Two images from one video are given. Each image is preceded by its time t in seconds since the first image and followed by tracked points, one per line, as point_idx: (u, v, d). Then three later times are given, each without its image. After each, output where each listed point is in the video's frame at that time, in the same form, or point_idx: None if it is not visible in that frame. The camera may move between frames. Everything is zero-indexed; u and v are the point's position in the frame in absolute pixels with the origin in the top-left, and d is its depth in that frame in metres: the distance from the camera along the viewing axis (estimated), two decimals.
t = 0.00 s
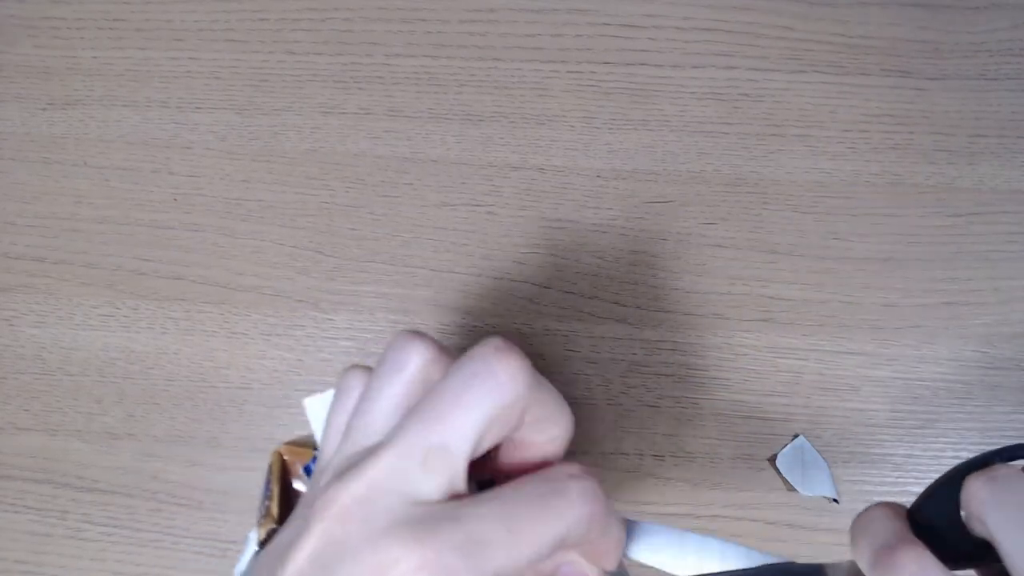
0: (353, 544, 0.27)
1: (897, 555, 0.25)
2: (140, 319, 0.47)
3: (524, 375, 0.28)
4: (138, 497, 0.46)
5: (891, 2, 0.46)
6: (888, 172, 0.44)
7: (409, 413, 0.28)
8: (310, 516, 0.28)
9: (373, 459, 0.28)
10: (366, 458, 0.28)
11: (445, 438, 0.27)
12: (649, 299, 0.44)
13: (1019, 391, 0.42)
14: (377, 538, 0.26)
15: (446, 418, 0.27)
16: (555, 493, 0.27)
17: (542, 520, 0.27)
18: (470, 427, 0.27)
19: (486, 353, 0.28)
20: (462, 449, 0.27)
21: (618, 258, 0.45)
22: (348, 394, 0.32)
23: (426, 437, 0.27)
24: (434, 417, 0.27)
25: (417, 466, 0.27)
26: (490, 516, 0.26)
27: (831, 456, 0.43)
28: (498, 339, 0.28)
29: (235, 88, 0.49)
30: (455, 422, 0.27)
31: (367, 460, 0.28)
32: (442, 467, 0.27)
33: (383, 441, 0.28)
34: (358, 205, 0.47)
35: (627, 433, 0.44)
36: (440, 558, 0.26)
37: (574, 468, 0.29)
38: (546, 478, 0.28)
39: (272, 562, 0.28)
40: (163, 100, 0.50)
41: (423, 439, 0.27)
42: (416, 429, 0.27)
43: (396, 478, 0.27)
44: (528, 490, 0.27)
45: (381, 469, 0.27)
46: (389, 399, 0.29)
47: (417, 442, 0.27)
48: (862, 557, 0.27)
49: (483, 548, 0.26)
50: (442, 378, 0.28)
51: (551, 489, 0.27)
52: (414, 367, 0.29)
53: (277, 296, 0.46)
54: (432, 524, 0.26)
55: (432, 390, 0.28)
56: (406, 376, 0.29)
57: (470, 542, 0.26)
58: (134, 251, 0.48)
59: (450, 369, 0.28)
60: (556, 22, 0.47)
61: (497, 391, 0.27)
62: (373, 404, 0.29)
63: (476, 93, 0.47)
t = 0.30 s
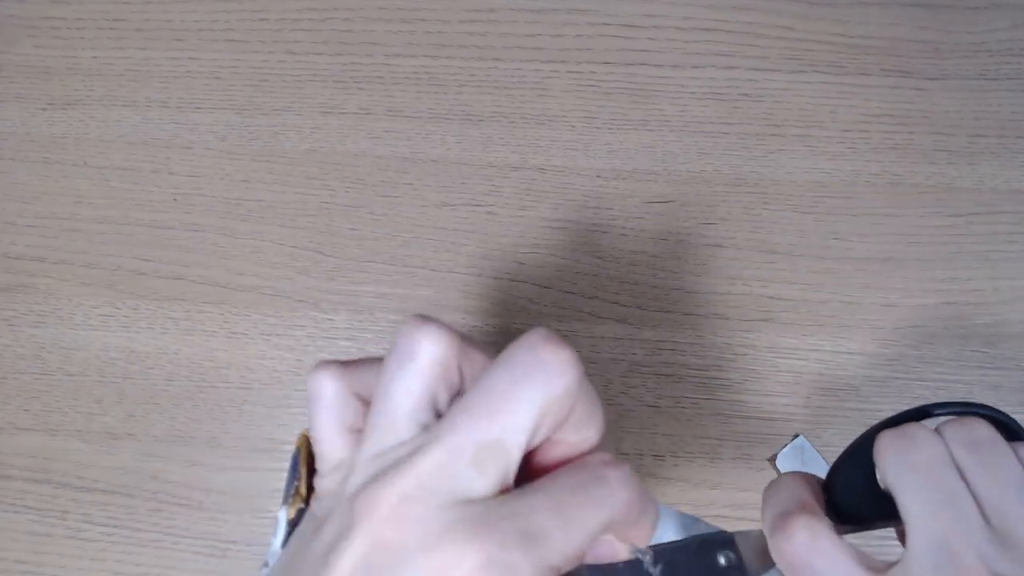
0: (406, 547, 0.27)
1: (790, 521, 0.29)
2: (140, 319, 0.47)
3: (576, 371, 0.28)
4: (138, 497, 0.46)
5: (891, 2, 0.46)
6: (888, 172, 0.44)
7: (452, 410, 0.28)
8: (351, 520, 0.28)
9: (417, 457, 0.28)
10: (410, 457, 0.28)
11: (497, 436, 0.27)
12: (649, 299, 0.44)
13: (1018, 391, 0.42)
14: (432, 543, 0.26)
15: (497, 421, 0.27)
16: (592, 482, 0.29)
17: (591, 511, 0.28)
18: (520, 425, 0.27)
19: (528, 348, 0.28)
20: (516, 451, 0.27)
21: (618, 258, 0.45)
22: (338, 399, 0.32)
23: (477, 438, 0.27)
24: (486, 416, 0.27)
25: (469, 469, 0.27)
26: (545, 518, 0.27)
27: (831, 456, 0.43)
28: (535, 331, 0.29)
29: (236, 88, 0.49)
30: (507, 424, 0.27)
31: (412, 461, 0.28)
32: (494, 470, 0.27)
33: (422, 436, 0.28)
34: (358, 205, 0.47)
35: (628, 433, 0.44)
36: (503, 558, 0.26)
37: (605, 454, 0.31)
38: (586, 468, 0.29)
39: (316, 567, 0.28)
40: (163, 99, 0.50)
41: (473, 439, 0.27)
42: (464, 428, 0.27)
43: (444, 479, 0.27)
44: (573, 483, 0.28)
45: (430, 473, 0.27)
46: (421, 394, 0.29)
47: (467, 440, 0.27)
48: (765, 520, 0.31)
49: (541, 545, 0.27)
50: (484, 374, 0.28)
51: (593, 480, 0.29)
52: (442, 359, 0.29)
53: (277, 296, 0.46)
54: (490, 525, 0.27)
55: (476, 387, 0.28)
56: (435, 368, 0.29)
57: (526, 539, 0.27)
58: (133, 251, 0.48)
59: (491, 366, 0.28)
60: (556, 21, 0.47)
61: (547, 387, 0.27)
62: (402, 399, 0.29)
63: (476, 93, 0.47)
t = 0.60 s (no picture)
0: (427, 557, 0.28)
1: (798, 504, 0.29)
2: (140, 319, 0.47)
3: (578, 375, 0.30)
4: (139, 497, 0.46)
5: (892, 2, 0.45)
6: (888, 172, 0.44)
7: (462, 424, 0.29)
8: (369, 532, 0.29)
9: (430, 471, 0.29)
10: (420, 471, 0.29)
11: (509, 447, 0.29)
12: (649, 299, 0.44)
13: (1017, 391, 0.42)
14: (451, 552, 0.28)
15: (503, 429, 0.29)
16: (593, 464, 0.31)
17: (595, 498, 0.30)
18: (527, 435, 0.29)
19: (535, 358, 0.29)
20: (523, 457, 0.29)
21: (618, 258, 0.45)
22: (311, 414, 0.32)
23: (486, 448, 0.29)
24: (499, 429, 0.29)
25: (477, 477, 0.29)
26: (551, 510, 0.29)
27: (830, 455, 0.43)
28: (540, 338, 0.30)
29: (235, 88, 0.49)
30: (514, 432, 0.29)
31: (423, 474, 0.29)
32: (503, 478, 0.29)
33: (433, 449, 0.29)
34: (358, 206, 0.47)
35: (628, 433, 0.44)
36: (520, 560, 0.28)
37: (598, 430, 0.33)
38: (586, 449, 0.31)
39: None
40: (163, 99, 0.50)
41: (481, 448, 0.29)
42: (477, 442, 0.29)
43: (458, 489, 0.29)
44: (577, 471, 0.30)
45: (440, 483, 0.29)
46: (424, 408, 0.30)
47: (481, 454, 0.29)
48: (776, 509, 0.31)
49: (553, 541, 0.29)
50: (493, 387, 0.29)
51: (594, 463, 0.31)
52: (446, 372, 0.30)
53: (277, 296, 0.46)
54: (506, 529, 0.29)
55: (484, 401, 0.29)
56: (437, 383, 0.30)
57: (537, 539, 0.29)
58: (134, 251, 0.48)
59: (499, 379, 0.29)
60: (556, 21, 0.47)
61: (555, 396, 0.29)
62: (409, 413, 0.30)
63: (476, 93, 0.47)
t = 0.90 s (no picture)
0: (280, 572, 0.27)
1: (802, 526, 0.27)
2: (140, 319, 0.47)
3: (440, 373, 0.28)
4: (139, 497, 0.46)
5: (891, 2, 0.45)
6: (888, 172, 0.44)
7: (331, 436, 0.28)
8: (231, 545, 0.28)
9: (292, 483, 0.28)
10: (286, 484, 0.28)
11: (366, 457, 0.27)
12: (648, 299, 0.44)
13: (1018, 391, 0.42)
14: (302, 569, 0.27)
15: (355, 434, 0.27)
16: (455, 463, 0.27)
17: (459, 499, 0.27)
18: (388, 445, 0.27)
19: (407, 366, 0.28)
20: (376, 464, 0.27)
21: (618, 257, 0.45)
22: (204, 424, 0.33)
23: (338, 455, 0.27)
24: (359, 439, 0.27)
25: (328, 486, 0.27)
26: (399, 510, 0.27)
27: (830, 455, 0.43)
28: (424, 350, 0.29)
29: (236, 89, 0.49)
30: (364, 435, 0.27)
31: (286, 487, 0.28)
32: (360, 488, 0.27)
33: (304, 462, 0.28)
34: (358, 206, 0.47)
35: (628, 433, 0.44)
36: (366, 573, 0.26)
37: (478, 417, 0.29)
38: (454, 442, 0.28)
39: None
40: (163, 100, 0.50)
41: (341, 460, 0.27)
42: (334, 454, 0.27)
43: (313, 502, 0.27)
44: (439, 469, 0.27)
45: (293, 494, 0.27)
46: (307, 422, 0.29)
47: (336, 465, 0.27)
48: (775, 529, 0.29)
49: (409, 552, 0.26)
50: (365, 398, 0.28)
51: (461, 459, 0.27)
52: (335, 386, 0.29)
53: (277, 296, 0.46)
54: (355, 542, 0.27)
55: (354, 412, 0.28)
56: (322, 396, 0.29)
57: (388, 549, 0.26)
58: (133, 251, 0.48)
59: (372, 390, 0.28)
60: (556, 21, 0.47)
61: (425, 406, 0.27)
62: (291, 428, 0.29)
63: (476, 93, 0.47)
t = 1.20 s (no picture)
0: None
1: (806, 545, 0.26)
2: (140, 319, 0.47)
3: (361, 453, 0.26)
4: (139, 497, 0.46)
5: (892, 2, 0.45)
6: (888, 172, 0.44)
7: (245, 499, 0.26)
8: None
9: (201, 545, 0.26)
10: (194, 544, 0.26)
11: (278, 529, 0.25)
12: (648, 299, 0.44)
13: (1018, 391, 0.42)
14: None
15: (269, 501, 0.25)
16: (369, 559, 0.26)
17: None
18: (299, 520, 0.25)
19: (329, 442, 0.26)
20: (288, 538, 0.25)
21: (617, 258, 0.45)
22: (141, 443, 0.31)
23: (247, 526, 0.25)
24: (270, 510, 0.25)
25: (237, 555, 0.25)
26: None
27: (830, 455, 0.43)
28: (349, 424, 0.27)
29: (235, 88, 0.49)
30: (279, 504, 0.25)
31: (195, 549, 0.26)
32: (266, 558, 0.25)
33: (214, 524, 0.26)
34: (358, 206, 0.47)
35: (628, 433, 0.44)
36: None
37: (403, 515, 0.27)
38: (371, 537, 0.26)
39: None
40: (163, 100, 0.50)
41: (251, 529, 0.25)
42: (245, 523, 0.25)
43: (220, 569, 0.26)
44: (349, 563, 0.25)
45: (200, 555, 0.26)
46: (220, 479, 0.27)
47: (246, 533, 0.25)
48: (782, 548, 0.27)
49: None
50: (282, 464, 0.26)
51: (373, 556, 0.26)
52: (256, 443, 0.27)
53: (277, 296, 0.46)
54: None
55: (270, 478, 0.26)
56: (238, 453, 0.27)
57: None
58: (133, 251, 0.48)
59: (290, 458, 0.26)
60: (556, 20, 0.47)
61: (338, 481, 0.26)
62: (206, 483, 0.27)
63: (476, 93, 0.47)
